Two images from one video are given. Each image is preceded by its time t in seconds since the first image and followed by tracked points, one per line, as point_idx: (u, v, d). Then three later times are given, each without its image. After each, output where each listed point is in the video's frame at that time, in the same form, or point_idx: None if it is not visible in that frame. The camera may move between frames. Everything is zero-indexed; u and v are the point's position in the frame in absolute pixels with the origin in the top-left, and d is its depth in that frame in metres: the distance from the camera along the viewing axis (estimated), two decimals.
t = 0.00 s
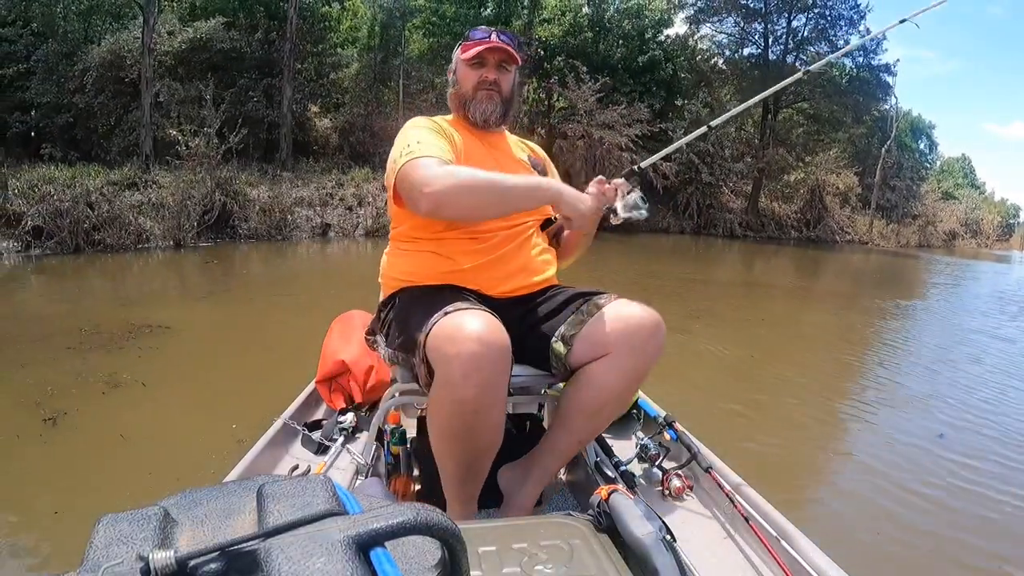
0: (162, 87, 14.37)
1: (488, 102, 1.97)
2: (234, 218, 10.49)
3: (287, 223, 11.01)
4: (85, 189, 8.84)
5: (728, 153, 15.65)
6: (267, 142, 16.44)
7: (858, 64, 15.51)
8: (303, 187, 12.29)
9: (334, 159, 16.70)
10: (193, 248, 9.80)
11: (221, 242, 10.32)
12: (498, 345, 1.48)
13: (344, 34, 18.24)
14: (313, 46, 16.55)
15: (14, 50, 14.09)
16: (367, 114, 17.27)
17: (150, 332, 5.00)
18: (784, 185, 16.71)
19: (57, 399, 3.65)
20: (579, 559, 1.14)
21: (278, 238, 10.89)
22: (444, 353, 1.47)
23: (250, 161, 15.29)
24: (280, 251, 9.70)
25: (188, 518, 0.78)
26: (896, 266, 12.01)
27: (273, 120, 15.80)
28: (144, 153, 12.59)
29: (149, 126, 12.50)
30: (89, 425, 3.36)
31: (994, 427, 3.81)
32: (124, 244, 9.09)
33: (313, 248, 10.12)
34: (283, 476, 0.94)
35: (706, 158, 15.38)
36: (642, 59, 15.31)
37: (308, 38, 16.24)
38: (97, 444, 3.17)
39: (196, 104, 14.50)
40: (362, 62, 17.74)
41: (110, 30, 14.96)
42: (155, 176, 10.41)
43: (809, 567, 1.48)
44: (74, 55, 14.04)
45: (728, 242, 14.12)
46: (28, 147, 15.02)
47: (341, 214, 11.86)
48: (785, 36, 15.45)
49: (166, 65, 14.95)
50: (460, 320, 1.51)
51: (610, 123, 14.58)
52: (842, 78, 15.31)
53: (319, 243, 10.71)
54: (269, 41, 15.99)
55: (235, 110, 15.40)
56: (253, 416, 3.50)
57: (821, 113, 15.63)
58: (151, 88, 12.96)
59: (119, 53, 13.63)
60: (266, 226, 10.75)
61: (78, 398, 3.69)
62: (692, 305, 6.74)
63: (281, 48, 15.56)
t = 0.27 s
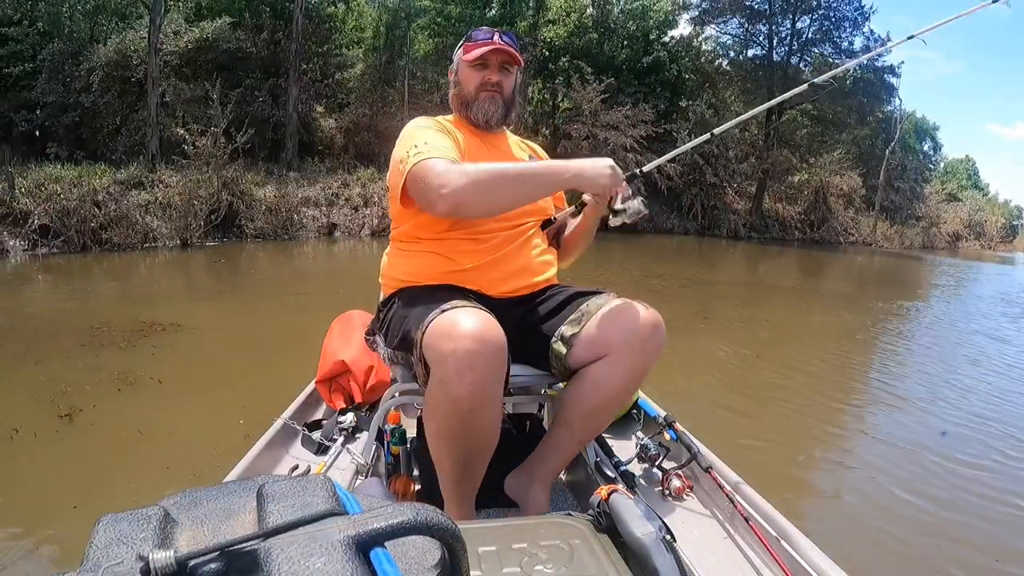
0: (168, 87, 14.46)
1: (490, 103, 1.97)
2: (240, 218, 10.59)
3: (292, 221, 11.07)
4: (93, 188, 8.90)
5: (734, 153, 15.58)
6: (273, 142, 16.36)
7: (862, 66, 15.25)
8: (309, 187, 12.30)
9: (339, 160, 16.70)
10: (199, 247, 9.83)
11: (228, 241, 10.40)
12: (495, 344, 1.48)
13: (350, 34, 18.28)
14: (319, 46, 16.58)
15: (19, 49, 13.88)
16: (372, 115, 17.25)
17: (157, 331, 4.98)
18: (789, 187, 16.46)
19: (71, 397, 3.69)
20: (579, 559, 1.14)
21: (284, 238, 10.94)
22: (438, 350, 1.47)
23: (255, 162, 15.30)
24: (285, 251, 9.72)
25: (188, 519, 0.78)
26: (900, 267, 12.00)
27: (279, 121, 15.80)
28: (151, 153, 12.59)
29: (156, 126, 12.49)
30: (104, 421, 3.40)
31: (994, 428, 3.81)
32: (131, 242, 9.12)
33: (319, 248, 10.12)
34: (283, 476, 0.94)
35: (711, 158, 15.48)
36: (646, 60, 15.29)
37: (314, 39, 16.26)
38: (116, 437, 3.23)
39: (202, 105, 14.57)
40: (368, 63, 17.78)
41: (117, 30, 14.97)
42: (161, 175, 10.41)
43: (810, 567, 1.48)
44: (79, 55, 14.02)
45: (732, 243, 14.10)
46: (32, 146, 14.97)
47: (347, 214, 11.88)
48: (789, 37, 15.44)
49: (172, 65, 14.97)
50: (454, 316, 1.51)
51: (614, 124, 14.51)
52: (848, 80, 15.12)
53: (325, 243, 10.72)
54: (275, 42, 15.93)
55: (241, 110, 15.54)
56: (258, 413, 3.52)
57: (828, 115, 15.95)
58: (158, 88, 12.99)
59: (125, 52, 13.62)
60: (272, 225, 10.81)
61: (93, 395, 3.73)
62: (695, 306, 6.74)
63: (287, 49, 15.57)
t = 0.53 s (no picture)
0: (173, 89, 14.53)
1: (497, 105, 1.97)
2: (247, 219, 10.55)
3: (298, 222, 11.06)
4: (99, 190, 8.99)
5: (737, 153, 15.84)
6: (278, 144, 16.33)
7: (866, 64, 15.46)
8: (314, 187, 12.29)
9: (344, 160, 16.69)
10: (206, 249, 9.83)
11: (235, 242, 10.39)
12: (498, 344, 1.48)
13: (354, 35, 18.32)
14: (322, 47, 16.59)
15: (24, 52, 14.23)
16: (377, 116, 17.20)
17: (166, 333, 5.01)
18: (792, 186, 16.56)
19: (84, 397, 3.79)
20: (579, 559, 1.14)
21: (290, 238, 10.91)
22: (442, 350, 1.48)
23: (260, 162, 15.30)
24: (291, 251, 9.74)
25: (188, 519, 0.78)
26: (905, 265, 11.95)
27: (284, 121, 15.79)
28: (156, 154, 12.61)
29: (161, 127, 12.51)
30: (120, 420, 3.49)
31: (997, 426, 3.80)
32: (137, 243, 9.16)
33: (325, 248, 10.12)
34: (283, 476, 0.94)
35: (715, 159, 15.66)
36: (649, 59, 15.27)
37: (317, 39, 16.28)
38: (134, 433, 3.34)
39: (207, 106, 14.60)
40: (372, 63, 17.80)
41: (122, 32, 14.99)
42: (167, 176, 10.43)
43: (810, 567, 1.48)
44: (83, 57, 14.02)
45: (736, 242, 14.07)
46: (37, 148, 14.92)
47: (353, 214, 11.87)
48: (792, 37, 15.28)
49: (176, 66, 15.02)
50: (457, 317, 1.52)
51: (619, 123, 14.56)
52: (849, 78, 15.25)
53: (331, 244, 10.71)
54: (280, 43, 15.97)
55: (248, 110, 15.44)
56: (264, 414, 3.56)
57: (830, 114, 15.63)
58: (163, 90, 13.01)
59: (130, 54, 13.66)
60: (278, 226, 10.81)
61: (106, 395, 3.83)
62: (698, 306, 6.72)
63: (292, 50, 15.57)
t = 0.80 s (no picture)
0: (177, 91, 14.54)
1: (499, 105, 1.96)
2: (252, 221, 10.54)
3: (303, 224, 11.03)
4: (105, 193, 9.05)
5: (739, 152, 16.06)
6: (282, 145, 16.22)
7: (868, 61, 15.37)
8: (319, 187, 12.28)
9: (348, 160, 16.68)
10: (213, 250, 9.82)
11: (240, 244, 10.35)
12: (501, 343, 1.48)
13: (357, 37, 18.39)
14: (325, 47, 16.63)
15: (28, 56, 13.91)
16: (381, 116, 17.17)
17: (180, 335, 5.09)
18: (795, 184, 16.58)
19: (98, 396, 3.91)
20: (579, 559, 1.14)
21: (295, 240, 10.88)
22: (444, 351, 1.48)
23: (265, 163, 15.32)
24: (297, 252, 9.75)
25: (188, 519, 0.78)
26: (909, 262, 11.90)
27: (288, 124, 15.77)
28: (161, 156, 12.63)
29: (166, 130, 12.51)
30: (133, 418, 3.63)
31: (999, 423, 3.80)
32: (144, 246, 9.14)
33: (330, 249, 10.12)
34: (283, 476, 0.94)
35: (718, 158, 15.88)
36: (651, 59, 15.30)
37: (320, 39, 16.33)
38: (151, 431, 3.47)
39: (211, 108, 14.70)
40: (375, 63, 17.85)
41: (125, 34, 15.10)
42: (172, 179, 10.46)
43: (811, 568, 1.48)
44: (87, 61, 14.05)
45: (740, 240, 14.04)
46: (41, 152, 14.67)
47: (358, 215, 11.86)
48: (794, 34, 15.18)
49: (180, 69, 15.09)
50: (460, 318, 1.51)
51: (622, 122, 14.59)
52: (851, 75, 15.34)
53: (336, 244, 10.70)
54: (283, 45, 16.00)
55: (252, 112, 15.49)
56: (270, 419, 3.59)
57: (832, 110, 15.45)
58: (167, 92, 13.07)
59: (133, 57, 13.88)
60: (284, 227, 10.77)
61: (120, 394, 3.95)
62: (701, 304, 6.71)
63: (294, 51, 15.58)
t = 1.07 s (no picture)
0: (182, 92, 14.68)
1: (507, 105, 1.97)
2: (258, 221, 10.53)
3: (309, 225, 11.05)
4: (111, 193, 9.07)
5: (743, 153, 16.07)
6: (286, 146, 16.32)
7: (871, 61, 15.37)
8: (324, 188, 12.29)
9: (352, 160, 16.71)
10: (219, 250, 9.82)
11: (246, 244, 10.35)
12: (505, 341, 1.48)
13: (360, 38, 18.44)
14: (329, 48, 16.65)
15: (32, 56, 13.84)
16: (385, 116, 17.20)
17: (192, 333, 5.13)
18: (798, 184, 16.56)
19: (113, 393, 3.95)
20: (579, 559, 1.13)
21: (300, 240, 10.87)
22: (449, 351, 1.47)
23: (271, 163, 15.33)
24: (302, 252, 9.76)
25: (188, 519, 0.77)
26: (912, 262, 11.88)
27: (292, 124, 15.85)
28: (167, 157, 12.66)
29: (171, 130, 12.50)
30: (149, 419, 3.62)
31: (999, 421, 3.80)
32: (150, 245, 9.14)
33: (335, 249, 10.13)
34: (283, 476, 0.94)
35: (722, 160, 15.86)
36: (654, 59, 15.32)
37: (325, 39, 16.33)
38: (163, 432, 3.44)
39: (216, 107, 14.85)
40: (379, 64, 17.90)
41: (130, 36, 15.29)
42: (177, 179, 10.47)
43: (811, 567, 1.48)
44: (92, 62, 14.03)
45: (744, 240, 14.03)
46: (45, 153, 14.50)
47: (363, 216, 11.86)
48: (798, 34, 15.17)
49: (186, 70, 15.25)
50: (466, 317, 1.51)
51: (626, 122, 14.63)
52: (854, 75, 15.25)
53: (341, 244, 10.71)
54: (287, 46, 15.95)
55: (257, 113, 15.48)
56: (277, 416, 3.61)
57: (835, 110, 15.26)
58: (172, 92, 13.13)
59: (138, 58, 13.92)
60: (289, 227, 10.78)
61: (134, 392, 3.97)
62: (703, 303, 6.70)
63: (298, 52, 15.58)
